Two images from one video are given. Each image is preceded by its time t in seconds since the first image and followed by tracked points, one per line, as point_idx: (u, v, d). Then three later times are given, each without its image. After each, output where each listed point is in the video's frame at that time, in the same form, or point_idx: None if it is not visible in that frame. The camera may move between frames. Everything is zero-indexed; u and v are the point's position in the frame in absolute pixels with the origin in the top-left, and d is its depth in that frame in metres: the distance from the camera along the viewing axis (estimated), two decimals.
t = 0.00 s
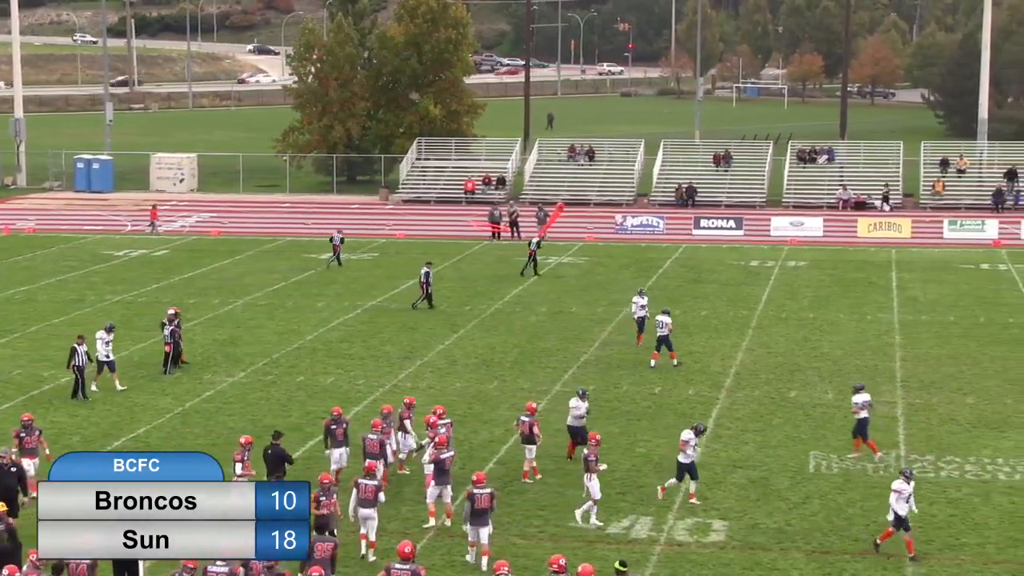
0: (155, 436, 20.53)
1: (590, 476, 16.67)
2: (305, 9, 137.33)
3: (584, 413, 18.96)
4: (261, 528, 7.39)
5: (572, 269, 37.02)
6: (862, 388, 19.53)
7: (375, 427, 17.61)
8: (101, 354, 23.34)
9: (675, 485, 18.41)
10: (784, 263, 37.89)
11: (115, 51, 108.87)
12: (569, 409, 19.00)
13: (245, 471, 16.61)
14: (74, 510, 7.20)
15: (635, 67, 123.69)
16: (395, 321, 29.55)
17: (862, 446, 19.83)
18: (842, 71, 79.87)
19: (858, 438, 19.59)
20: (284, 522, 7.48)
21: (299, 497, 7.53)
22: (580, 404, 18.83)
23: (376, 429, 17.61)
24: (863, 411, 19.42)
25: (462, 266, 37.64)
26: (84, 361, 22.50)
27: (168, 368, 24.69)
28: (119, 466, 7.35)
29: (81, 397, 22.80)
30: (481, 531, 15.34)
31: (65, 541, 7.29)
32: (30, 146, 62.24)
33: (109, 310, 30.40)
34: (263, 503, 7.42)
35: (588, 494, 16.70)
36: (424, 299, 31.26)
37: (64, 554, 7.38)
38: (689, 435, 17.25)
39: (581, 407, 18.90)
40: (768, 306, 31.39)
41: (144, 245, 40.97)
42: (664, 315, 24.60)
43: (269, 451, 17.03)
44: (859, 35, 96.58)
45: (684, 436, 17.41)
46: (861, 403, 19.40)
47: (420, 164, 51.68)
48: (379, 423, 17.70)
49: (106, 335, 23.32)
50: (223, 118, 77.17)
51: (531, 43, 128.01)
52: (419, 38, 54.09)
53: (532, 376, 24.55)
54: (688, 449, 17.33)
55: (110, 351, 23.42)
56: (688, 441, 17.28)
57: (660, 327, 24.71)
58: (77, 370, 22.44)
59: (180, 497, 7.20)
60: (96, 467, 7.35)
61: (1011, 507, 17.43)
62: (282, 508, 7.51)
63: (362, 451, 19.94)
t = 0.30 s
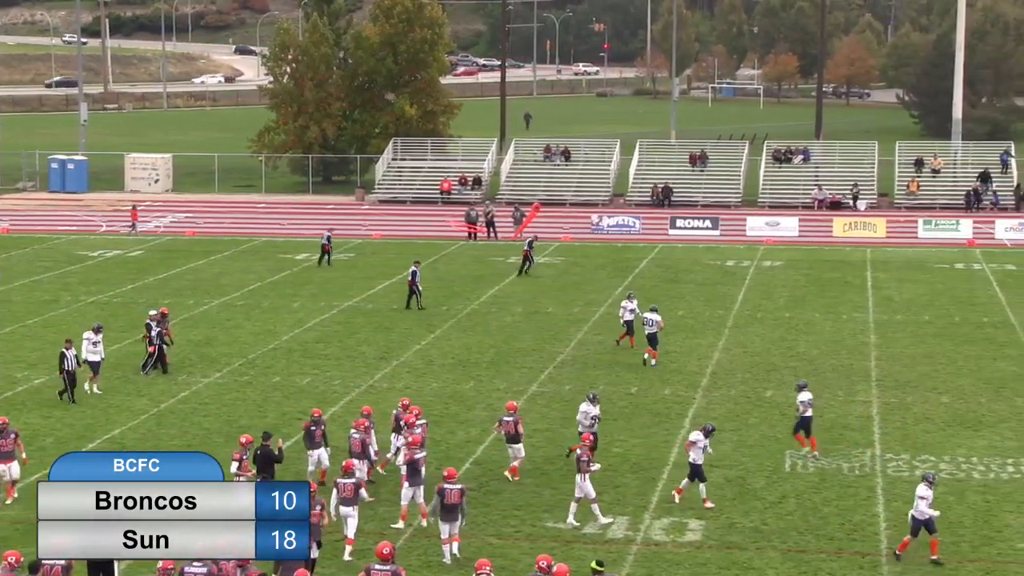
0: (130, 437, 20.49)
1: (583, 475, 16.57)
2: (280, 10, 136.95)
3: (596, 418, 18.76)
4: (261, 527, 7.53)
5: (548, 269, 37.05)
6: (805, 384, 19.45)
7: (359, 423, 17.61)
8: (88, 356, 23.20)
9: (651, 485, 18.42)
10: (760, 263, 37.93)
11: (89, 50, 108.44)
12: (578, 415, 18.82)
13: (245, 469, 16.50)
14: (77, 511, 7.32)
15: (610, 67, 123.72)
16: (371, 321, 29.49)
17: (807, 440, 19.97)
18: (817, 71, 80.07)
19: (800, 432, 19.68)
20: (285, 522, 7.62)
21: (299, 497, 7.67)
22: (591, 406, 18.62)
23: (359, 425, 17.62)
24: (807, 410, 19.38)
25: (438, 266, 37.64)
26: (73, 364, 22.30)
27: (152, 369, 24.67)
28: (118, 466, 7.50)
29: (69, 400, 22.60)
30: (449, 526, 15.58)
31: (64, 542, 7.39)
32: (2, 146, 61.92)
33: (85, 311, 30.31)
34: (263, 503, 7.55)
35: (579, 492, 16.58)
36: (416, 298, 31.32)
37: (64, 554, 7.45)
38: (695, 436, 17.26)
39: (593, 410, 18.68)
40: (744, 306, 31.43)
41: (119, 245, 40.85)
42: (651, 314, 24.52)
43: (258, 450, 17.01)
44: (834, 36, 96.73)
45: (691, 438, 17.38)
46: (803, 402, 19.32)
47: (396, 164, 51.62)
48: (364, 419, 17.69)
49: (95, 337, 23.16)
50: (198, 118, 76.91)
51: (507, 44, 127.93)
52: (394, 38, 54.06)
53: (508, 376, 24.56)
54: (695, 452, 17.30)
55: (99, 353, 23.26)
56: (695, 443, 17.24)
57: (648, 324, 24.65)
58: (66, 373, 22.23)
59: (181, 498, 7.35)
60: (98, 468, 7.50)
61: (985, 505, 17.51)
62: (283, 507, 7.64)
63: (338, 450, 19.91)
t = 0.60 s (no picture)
0: (105, 438, 20.43)
1: (578, 475, 16.78)
2: (256, 9, 136.60)
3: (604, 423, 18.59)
4: (261, 527, 8.40)
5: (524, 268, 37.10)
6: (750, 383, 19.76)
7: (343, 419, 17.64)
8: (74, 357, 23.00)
9: (626, 485, 18.44)
10: (735, 263, 37.97)
11: (63, 50, 107.96)
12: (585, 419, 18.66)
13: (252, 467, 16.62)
14: (81, 510, 8.27)
15: (586, 66, 123.69)
16: (346, 322, 29.47)
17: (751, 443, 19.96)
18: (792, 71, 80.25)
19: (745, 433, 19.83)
20: (284, 521, 8.53)
21: (300, 498, 8.60)
22: (599, 412, 18.46)
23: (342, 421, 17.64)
24: (751, 408, 19.68)
25: (415, 266, 37.63)
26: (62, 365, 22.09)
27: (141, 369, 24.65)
28: (120, 466, 8.46)
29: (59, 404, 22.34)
30: (423, 523, 15.62)
31: (71, 542, 8.32)
32: None
33: (59, 311, 30.20)
34: (262, 504, 8.43)
35: (575, 492, 16.77)
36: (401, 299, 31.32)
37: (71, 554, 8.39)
38: (710, 440, 17.12)
39: (600, 416, 18.52)
40: (719, 305, 31.46)
41: (94, 245, 40.73)
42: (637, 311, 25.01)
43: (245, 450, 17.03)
44: (809, 36, 96.96)
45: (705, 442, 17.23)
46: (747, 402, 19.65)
47: (372, 164, 51.55)
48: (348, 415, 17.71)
49: (81, 339, 22.92)
50: (173, 117, 76.65)
51: (483, 44, 127.87)
52: (370, 38, 54.07)
53: (485, 376, 24.56)
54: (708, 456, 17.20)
55: (84, 356, 23.02)
56: (710, 448, 17.14)
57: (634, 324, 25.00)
58: (54, 374, 22.02)
59: (180, 498, 8.21)
60: (100, 469, 8.46)
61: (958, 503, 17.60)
62: (283, 507, 8.56)
63: (313, 450, 19.88)
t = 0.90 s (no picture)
0: (82, 439, 20.37)
1: (571, 475, 16.73)
2: (233, 9, 136.33)
3: (619, 428, 18.30)
4: (261, 527, 8.52)
5: (503, 268, 37.14)
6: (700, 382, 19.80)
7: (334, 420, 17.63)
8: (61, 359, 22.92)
9: (604, 485, 18.46)
10: (712, 263, 38.01)
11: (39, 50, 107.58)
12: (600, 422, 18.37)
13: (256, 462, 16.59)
14: (83, 510, 8.32)
15: (564, 67, 123.83)
16: (324, 322, 29.46)
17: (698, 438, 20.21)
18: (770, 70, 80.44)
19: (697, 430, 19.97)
20: (284, 522, 8.66)
21: (299, 497, 8.72)
22: (615, 415, 18.17)
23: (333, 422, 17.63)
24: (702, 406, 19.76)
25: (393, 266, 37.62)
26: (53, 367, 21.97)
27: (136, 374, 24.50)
28: (120, 466, 8.50)
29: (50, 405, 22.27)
30: (397, 517, 15.70)
31: (77, 542, 8.41)
32: None
33: (35, 312, 30.10)
34: (262, 503, 8.57)
35: (569, 493, 16.73)
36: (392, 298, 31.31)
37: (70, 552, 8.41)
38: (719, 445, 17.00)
39: (615, 419, 18.22)
40: (697, 305, 31.49)
41: (70, 246, 40.62)
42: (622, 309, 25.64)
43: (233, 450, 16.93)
44: (786, 36, 97.24)
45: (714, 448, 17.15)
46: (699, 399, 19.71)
47: (349, 164, 51.48)
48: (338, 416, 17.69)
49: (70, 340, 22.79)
50: (149, 117, 76.45)
51: (460, 44, 127.85)
52: (347, 38, 54.02)
53: (463, 376, 24.56)
54: (720, 463, 17.13)
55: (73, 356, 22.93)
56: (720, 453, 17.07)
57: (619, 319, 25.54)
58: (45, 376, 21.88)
59: (180, 497, 8.27)
60: (100, 469, 8.49)
61: (934, 501, 17.67)
62: (283, 507, 8.69)
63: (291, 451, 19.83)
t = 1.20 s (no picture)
0: (61, 440, 20.29)
1: (569, 476, 16.67)
2: (212, 8, 136.08)
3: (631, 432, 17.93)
4: (260, 527, 8.44)
5: (483, 268, 37.18)
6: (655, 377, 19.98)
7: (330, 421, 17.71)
8: (52, 363, 22.53)
9: (584, 484, 18.47)
10: (692, 263, 38.02)
11: (17, 49, 107.18)
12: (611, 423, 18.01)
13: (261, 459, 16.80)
14: (82, 510, 8.17)
15: (543, 67, 123.97)
16: (303, 322, 29.44)
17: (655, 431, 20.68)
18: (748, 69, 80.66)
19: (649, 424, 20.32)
20: (284, 521, 8.56)
21: (299, 497, 8.65)
22: (625, 419, 17.78)
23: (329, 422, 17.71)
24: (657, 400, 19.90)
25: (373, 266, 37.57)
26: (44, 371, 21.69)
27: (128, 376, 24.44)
28: (120, 467, 8.41)
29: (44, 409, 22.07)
30: (378, 518, 15.70)
31: (74, 542, 8.23)
32: None
33: (13, 313, 29.99)
34: (262, 503, 8.48)
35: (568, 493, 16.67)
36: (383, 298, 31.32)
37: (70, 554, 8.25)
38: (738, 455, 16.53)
39: (626, 423, 17.83)
40: (677, 305, 31.48)
41: (49, 246, 40.47)
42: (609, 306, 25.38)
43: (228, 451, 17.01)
44: (764, 36, 97.52)
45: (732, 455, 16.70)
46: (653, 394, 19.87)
47: (329, 164, 51.44)
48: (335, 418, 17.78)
49: (60, 343, 22.59)
50: (128, 117, 76.28)
51: (440, 44, 127.81)
52: (327, 38, 53.94)
53: (443, 376, 24.56)
54: (737, 470, 16.66)
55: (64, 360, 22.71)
56: (738, 461, 16.59)
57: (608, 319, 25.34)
58: (37, 381, 21.65)
59: (180, 497, 8.16)
60: (101, 470, 8.40)
61: (913, 500, 17.73)
62: (283, 507, 8.61)
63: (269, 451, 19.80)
